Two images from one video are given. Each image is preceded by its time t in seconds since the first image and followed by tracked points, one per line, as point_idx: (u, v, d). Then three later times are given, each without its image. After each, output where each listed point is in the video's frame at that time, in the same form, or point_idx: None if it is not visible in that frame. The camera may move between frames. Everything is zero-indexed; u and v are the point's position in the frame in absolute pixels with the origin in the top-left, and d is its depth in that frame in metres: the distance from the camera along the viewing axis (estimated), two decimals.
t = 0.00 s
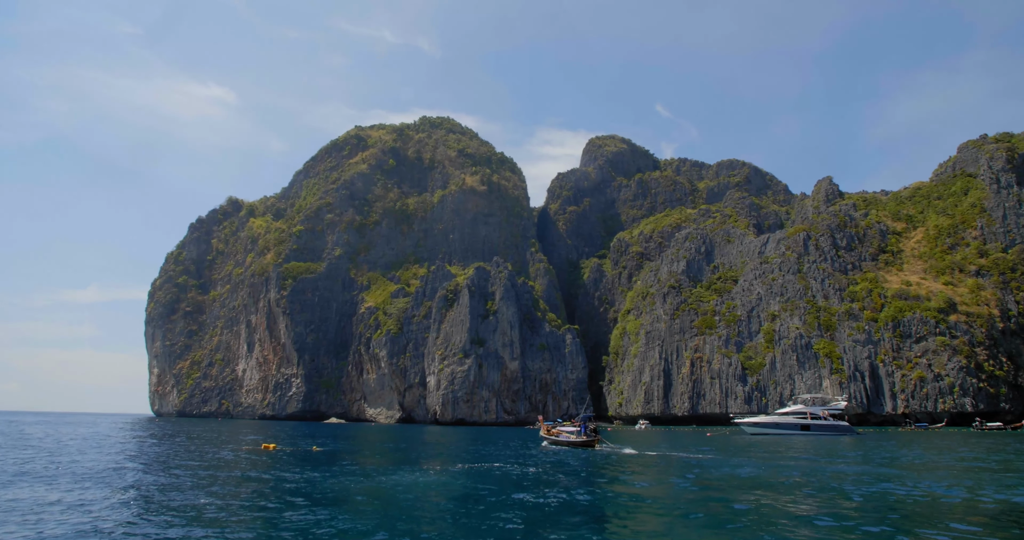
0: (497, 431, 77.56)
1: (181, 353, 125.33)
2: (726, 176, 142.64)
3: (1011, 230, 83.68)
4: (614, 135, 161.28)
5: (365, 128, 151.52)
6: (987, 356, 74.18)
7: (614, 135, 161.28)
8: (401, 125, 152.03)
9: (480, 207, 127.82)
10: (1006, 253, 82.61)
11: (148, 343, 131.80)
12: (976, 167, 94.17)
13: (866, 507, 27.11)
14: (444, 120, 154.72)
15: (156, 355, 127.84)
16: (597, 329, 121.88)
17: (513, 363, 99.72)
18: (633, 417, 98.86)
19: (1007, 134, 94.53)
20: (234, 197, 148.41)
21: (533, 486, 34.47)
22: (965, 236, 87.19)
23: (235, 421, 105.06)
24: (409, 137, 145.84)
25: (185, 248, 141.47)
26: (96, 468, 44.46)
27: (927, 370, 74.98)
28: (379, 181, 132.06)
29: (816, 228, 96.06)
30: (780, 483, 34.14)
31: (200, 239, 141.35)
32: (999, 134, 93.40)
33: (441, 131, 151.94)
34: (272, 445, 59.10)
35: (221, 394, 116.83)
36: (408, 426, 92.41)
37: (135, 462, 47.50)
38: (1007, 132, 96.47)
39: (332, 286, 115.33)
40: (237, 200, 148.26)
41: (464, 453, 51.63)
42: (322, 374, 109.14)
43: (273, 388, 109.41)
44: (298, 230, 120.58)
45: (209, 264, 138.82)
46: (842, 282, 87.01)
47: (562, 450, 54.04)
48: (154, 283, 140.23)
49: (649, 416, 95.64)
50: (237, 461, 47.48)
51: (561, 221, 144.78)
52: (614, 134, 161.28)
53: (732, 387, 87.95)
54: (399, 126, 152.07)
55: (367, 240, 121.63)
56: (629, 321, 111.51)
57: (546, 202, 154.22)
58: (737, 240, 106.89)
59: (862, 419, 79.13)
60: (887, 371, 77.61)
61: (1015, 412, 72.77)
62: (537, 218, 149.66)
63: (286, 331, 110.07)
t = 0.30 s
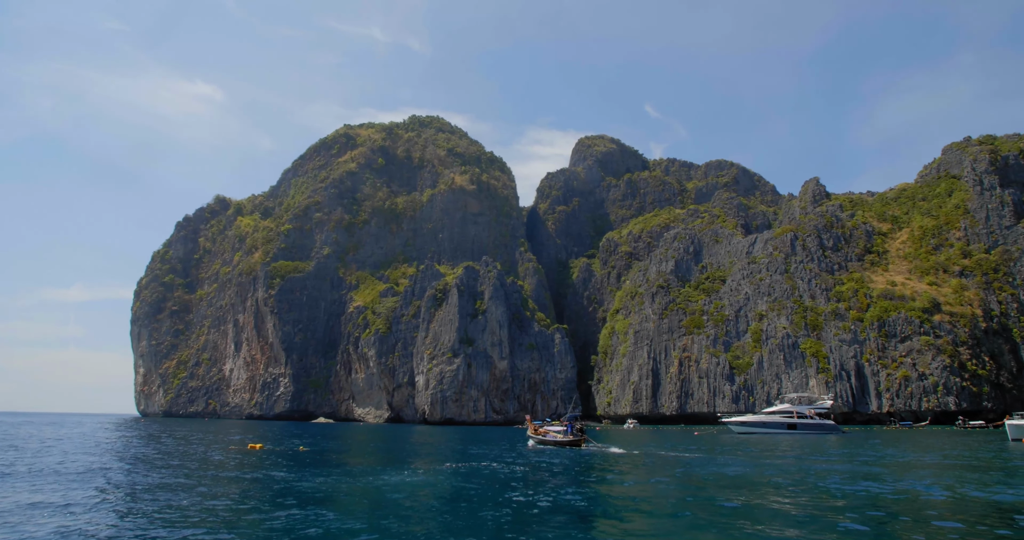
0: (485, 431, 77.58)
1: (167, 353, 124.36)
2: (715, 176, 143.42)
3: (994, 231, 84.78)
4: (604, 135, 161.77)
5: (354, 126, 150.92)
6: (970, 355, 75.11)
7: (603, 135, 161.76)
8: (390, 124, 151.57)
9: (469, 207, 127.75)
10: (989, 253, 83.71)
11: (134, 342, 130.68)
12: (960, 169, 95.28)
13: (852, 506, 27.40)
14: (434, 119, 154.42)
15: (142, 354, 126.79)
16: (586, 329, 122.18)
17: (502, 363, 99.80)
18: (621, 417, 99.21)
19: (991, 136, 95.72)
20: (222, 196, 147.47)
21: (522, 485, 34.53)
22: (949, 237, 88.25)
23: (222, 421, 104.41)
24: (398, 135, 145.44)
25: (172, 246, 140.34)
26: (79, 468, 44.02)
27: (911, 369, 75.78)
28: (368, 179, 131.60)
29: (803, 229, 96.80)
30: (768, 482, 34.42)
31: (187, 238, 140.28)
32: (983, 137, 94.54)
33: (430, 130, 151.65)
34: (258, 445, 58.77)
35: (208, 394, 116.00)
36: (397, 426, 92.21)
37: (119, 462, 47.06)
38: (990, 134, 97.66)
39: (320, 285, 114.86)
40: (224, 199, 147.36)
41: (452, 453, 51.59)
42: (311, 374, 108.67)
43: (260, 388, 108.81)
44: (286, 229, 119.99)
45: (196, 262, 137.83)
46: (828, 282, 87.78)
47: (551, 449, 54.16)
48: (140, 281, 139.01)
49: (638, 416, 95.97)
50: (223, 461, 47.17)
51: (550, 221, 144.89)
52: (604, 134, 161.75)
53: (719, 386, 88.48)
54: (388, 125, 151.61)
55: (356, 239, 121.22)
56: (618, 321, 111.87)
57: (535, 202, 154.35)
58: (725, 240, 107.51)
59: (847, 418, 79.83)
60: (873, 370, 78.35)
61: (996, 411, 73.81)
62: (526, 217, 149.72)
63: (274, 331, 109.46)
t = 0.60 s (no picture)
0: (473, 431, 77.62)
1: (153, 353, 123.23)
2: (703, 177, 144.16)
3: (977, 233, 85.89)
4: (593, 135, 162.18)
5: (343, 125, 150.28)
6: (953, 356, 76.03)
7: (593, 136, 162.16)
8: (379, 123, 151.06)
9: (458, 206, 127.60)
10: (972, 255, 84.80)
11: (118, 342, 129.38)
12: (944, 172, 96.40)
13: (836, 505, 27.69)
14: (423, 118, 154.08)
15: (127, 354, 125.59)
16: (574, 329, 122.43)
17: (490, 363, 99.85)
18: (609, 417, 99.50)
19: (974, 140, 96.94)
20: (209, 194, 146.44)
21: (510, 485, 34.62)
22: (933, 239, 89.35)
23: (208, 421, 103.65)
24: (387, 135, 145.03)
25: (157, 245, 139.09)
26: (62, 469, 43.63)
27: (895, 370, 76.58)
28: (356, 179, 131.08)
29: (790, 230, 97.56)
30: (754, 482, 34.69)
31: (173, 236, 139.12)
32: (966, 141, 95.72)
33: (420, 129, 151.37)
34: (244, 445, 58.45)
35: (193, 394, 115.08)
36: (385, 427, 91.97)
37: (103, 463, 46.63)
38: (974, 138, 98.89)
39: (308, 285, 114.31)
40: (211, 197, 146.38)
41: (439, 453, 51.53)
42: (298, 373, 108.13)
43: (247, 388, 108.10)
44: (274, 228, 119.37)
45: (183, 261, 136.73)
46: (814, 283, 88.55)
47: (538, 449, 54.29)
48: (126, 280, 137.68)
49: (625, 416, 96.26)
50: (208, 461, 46.86)
51: (539, 221, 144.99)
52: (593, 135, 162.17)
53: (706, 386, 88.98)
54: (378, 124, 151.11)
55: (344, 239, 120.79)
56: (606, 321, 112.20)
57: (525, 202, 154.41)
58: (713, 241, 108.13)
59: (832, 418, 80.52)
60: (858, 371, 79.08)
61: (978, 411, 74.79)
62: (515, 217, 149.71)
63: (260, 330, 108.79)
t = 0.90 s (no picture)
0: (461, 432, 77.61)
1: (137, 353, 122.00)
2: (692, 180, 144.89)
3: (960, 236, 86.92)
4: (582, 137, 162.60)
5: (332, 124, 149.67)
6: (936, 358, 76.90)
7: (582, 137, 162.61)
8: (368, 123, 150.57)
9: (447, 207, 127.40)
10: (955, 258, 85.87)
11: (102, 342, 127.96)
12: (928, 176, 97.48)
13: (818, 505, 27.98)
14: (412, 118, 153.75)
15: (110, 354, 124.22)
16: (562, 330, 122.63)
17: (478, 363, 99.78)
18: (597, 418, 99.70)
19: (957, 144, 98.14)
20: (195, 193, 145.35)
21: (496, 486, 34.69)
22: (917, 242, 90.40)
23: (193, 422, 102.75)
24: (376, 135, 144.62)
25: (143, 244, 137.72)
26: (44, 471, 43.12)
27: (880, 371, 77.32)
28: (344, 179, 130.58)
29: (776, 233, 98.24)
30: (739, 482, 34.96)
31: (159, 235, 137.87)
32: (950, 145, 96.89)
33: (409, 129, 151.00)
34: (228, 446, 58.03)
35: (179, 394, 114.01)
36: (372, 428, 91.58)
37: (85, 465, 46.09)
38: (957, 142, 100.13)
39: (296, 285, 113.69)
40: (198, 196, 145.33)
41: (426, 454, 51.46)
42: (284, 374, 107.45)
43: (233, 388, 107.27)
44: (261, 227, 118.60)
45: (168, 260, 135.58)
46: (801, 285, 89.24)
47: (525, 450, 54.41)
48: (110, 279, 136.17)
49: (613, 416, 96.46)
50: (193, 462, 46.47)
51: (528, 222, 144.98)
52: (582, 136, 162.59)
53: (694, 387, 89.41)
54: (366, 123, 150.60)
55: (332, 239, 120.31)
56: (594, 322, 112.48)
57: (513, 202, 154.42)
58: (700, 243, 108.65)
59: (818, 419, 81.08)
60: (843, 372, 79.71)
61: (960, 412, 75.67)
62: (504, 218, 149.66)
63: (247, 330, 107.96)
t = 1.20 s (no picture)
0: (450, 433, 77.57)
1: (122, 353, 120.85)
2: (681, 182, 145.60)
3: (944, 240, 87.89)
4: (572, 139, 163.00)
5: (321, 124, 149.09)
6: (920, 359, 77.68)
7: (571, 139, 163.00)
8: (358, 123, 150.16)
9: (436, 207, 127.19)
10: (939, 261, 86.86)
11: (87, 342, 126.59)
12: (913, 180, 98.50)
13: (803, 505, 28.22)
14: (402, 119, 153.47)
15: (95, 354, 122.89)
16: (551, 331, 122.75)
17: (467, 364, 99.70)
18: (585, 419, 99.80)
19: (942, 148, 99.29)
20: (182, 192, 144.26)
21: (483, 487, 34.70)
22: (902, 245, 91.36)
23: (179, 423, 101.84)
24: (366, 135, 144.29)
25: (128, 243, 136.33)
26: (28, 472, 42.68)
27: (865, 373, 78.01)
28: (333, 178, 130.10)
29: (764, 235, 98.82)
30: (724, 482, 35.20)
31: (145, 234, 136.61)
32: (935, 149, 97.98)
33: (398, 130, 150.66)
34: (214, 447, 57.61)
35: (164, 395, 112.97)
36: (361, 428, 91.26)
37: (69, 466, 45.63)
38: (942, 147, 101.32)
39: (284, 285, 113.09)
40: (185, 195, 144.30)
41: (413, 455, 51.44)
42: (272, 374, 106.78)
43: (219, 389, 106.44)
44: (249, 227, 117.85)
45: (155, 260, 134.47)
46: (788, 287, 89.90)
47: (512, 451, 54.54)
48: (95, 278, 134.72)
49: (602, 417, 96.64)
50: (179, 463, 46.18)
51: (517, 223, 145.01)
52: (572, 138, 163.00)
53: (682, 388, 89.76)
54: (356, 123, 150.19)
55: (321, 239, 119.80)
56: (583, 323, 112.72)
57: (503, 203, 154.41)
58: (689, 244, 109.11)
59: (805, 419, 81.63)
60: (829, 373, 80.30)
61: (944, 413, 76.48)
62: (494, 219, 149.60)
63: (234, 330, 107.18)
